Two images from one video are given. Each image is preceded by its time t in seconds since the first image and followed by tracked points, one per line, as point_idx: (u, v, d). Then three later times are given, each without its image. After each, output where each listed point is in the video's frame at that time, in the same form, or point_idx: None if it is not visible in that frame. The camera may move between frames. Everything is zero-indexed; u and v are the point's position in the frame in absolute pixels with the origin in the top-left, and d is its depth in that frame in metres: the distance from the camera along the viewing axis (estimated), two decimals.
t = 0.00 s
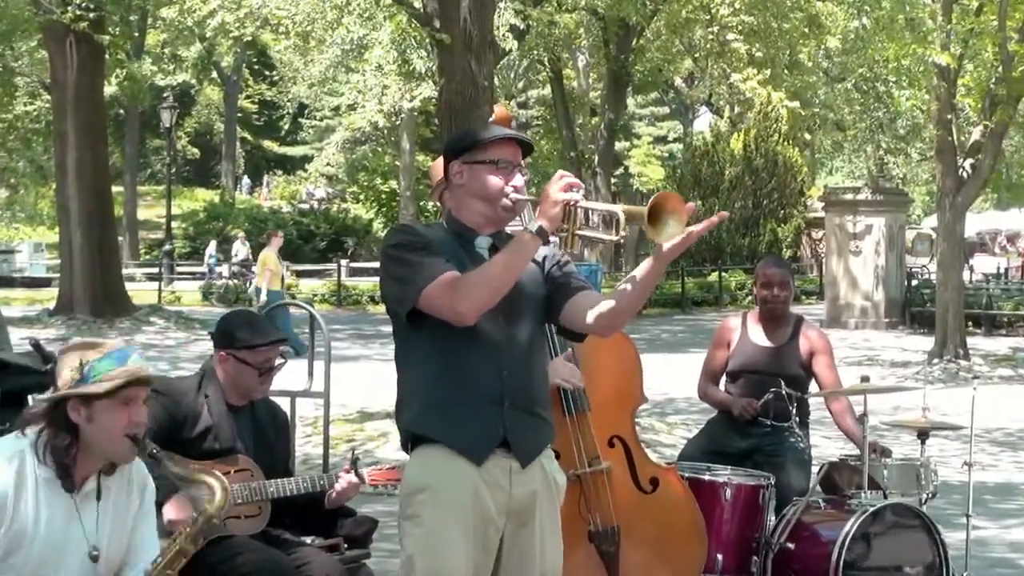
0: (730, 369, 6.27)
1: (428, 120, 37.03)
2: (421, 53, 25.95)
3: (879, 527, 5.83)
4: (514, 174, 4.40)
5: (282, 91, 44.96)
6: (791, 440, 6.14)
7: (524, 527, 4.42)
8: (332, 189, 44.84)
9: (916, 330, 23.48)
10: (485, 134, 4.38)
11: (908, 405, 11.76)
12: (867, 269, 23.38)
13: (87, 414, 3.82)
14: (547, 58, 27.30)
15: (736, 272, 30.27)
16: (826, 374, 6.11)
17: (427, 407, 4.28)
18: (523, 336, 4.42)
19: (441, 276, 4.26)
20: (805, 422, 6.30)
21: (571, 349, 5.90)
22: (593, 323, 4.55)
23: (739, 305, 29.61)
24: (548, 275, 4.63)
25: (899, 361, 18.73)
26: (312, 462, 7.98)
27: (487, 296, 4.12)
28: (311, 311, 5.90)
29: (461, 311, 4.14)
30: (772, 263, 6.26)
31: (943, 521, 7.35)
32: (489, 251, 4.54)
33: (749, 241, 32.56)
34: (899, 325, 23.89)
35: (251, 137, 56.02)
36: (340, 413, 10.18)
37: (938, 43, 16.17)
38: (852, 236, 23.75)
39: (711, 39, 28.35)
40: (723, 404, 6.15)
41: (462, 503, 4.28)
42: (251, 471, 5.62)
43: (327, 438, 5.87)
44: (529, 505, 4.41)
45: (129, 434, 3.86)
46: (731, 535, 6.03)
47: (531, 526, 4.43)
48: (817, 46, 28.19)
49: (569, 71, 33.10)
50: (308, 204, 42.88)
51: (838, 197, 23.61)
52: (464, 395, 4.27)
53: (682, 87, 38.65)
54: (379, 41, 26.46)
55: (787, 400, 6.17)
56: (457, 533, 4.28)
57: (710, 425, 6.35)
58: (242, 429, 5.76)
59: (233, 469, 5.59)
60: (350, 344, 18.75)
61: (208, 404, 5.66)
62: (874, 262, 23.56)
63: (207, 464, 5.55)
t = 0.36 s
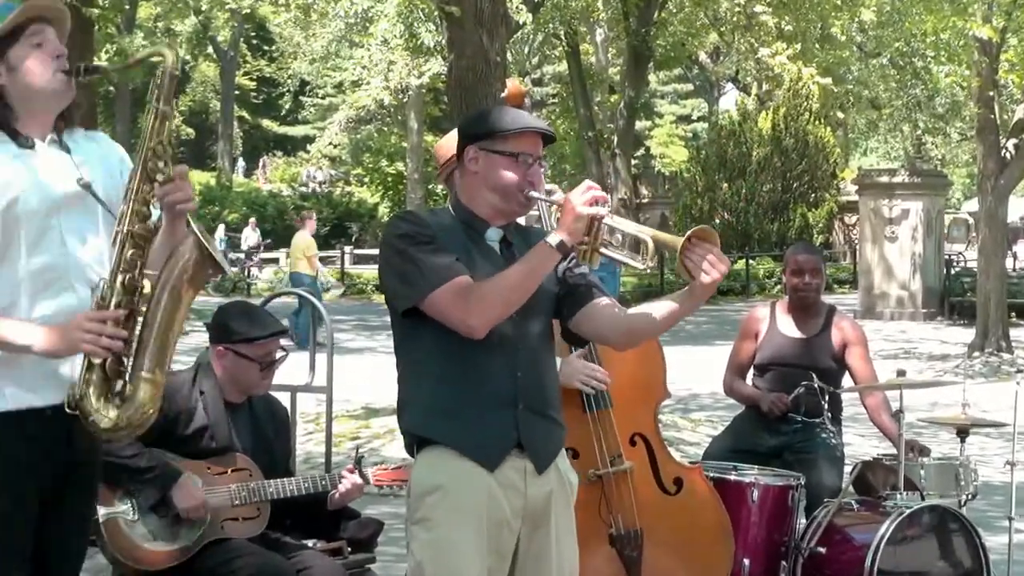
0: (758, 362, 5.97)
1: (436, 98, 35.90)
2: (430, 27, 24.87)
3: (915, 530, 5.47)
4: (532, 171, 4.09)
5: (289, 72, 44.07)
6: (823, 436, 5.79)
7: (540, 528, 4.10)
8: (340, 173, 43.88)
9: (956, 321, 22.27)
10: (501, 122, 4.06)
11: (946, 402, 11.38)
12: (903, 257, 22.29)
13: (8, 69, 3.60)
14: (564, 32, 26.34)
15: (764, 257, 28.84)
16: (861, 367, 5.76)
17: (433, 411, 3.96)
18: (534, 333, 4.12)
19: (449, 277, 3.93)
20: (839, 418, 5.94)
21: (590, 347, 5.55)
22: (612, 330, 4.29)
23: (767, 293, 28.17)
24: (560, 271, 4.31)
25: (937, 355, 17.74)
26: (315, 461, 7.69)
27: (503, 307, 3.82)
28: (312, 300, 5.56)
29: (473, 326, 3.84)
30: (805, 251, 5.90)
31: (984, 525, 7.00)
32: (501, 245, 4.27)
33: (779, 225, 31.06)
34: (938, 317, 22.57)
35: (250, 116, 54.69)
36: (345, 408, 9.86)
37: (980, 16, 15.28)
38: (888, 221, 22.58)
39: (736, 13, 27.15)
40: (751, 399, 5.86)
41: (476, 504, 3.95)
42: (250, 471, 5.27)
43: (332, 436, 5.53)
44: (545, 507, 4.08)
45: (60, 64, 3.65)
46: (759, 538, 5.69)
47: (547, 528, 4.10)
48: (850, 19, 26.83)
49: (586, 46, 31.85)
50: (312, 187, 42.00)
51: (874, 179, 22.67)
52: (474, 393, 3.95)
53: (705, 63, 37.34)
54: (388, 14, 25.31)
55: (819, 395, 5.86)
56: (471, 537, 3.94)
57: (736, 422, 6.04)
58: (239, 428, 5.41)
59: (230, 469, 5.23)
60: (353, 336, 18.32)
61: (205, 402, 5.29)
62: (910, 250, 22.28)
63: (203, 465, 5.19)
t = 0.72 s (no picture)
0: (782, 358, 5.65)
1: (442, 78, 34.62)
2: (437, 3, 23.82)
3: (951, 538, 5.13)
4: (516, 142, 3.81)
5: (283, 50, 42.72)
6: (852, 437, 5.47)
7: (545, 538, 3.83)
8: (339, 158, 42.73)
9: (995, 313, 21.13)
10: (477, 98, 3.81)
11: (984, 402, 10.99)
12: (938, 245, 20.71)
13: (25, 58, 3.23)
14: (577, 7, 25.41)
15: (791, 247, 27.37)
16: (893, 364, 5.46)
17: (432, 410, 3.71)
18: (540, 322, 3.83)
19: (443, 259, 3.68)
20: (868, 417, 5.63)
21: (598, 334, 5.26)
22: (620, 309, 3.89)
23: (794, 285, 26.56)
24: (563, 249, 3.99)
25: (974, 350, 16.45)
26: (312, 465, 7.36)
27: (499, 286, 3.54)
28: (308, 294, 5.20)
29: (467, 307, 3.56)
30: (833, 239, 5.60)
31: None
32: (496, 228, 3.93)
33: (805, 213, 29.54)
34: (975, 309, 21.33)
35: (243, 95, 53.59)
36: (343, 408, 9.49)
37: None
38: (921, 208, 20.90)
39: None
40: (776, 397, 5.53)
41: (478, 511, 3.70)
42: (240, 473, 4.91)
43: (328, 438, 5.17)
44: (551, 514, 3.82)
45: (81, 70, 3.28)
46: (784, 545, 5.34)
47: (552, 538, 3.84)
48: None
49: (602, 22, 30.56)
50: (311, 171, 40.85)
51: (907, 163, 20.86)
52: (475, 389, 3.69)
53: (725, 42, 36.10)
54: None
55: (847, 391, 5.52)
56: (473, 549, 3.70)
57: (760, 422, 5.70)
58: (229, 431, 5.05)
59: (220, 472, 4.87)
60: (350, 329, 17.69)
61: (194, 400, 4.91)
62: (946, 238, 20.77)
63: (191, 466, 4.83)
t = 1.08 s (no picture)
0: (806, 348, 5.34)
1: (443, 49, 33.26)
2: None
3: (986, 540, 4.79)
4: (505, 107, 3.63)
5: (272, 23, 41.28)
6: (881, 434, 5.14)
7: (554, 542, 3.56)
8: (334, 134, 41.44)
9: None
10: (460, 65, 3.66)
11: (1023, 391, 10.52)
12: (975, 225, 20.14)
13: (73, 320, 3.37)
14: None
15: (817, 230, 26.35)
16: (926, 355, 5.11)
17: (432, 400, 3.46)
18: (547, 302, 3.60)
19: (438, 232, 3.47)
20: (900, 411, 5.27)
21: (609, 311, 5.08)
22: (628, 266, 3.73)
23: (819, 270, 25.57)
24: (561, 221, 3.86)
25: (1011, 338, 15.94)
26: (304, 461, 7.03)
27: (501, 252, 3.33)
28: (300, 279, 4.86)
29: (469, 271, 3.34)
30: (858, 220, 5.28)
31: None
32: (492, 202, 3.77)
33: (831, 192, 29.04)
34: (1012, 293, 20.59)
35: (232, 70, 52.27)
36: (338, 402, 9.13)
37: None
38: (957, 186, 20.30)
39: None
40: (800, 389, 5.22)
41: (485, 510, 3.44)
42: (229, 472, 4.58)
43: (321, 434, 4.84)
44: (558, 513, 3.55)
45: (122, 345, 3.41)
46: (809, 547, 5.00)
47: (560, 542, 3.57)
48: None
49: None
50: (305, 148, 39.51)
51: (941, 138, 20.22)
52: (481, 373, 3.42)
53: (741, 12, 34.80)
54: None
55: (876, 384, 5.19)
56: (479, 550, 3.44)
57: (783, 414, 5.40)
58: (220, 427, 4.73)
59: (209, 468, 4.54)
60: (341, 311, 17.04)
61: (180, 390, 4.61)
62: (983, 218, 20.16)
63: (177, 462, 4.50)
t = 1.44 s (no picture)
0: (890, 341, 5.13)
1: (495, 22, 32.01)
2: None
3: None
4: (568, 83, 3.30)
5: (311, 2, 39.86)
6: (971, 433, 4.90)
7: (625, 545, 3.22)
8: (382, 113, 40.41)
9: None
10: (521, 40, 3.33)
11: None
12: None
13: (17, 117, 3.16)
14: None
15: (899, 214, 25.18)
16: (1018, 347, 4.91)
17: (491, 390, 3.11)
18: (614, 293, 3.25)
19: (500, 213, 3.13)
20: (992, 410, 5.04)
21: (686, 292, 4.74)
22: (701, 253, 3.32)
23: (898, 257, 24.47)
24: (631, 205, 3.46)
25: None
26: (354, 460, 6.71)
27: (566, 235, 3.01)
28: (348, 267, 4.57)
29: (537, 251, 3.00)
30: (945, 202, 5.09)
31: None
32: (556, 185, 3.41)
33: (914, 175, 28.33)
34: None
35: (270, 43, 50.97)
36: (387, 398, 8.82)
37: None
38: None
39: None
40: (884, 384, 5.02)
41: (549, 510, 3.09)
42: (274, 474, 4.27)
43: (372, 426, 4.62)
44: (630, 516, 3.21)
45: (77, 127, 3.20)
46: (893, 555, 4.67)
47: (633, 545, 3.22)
48: None
49: None
50: (348, 126, 38.19)
51: None
52: (545, 361, 3.09)
53: None
54: None
55: (967, 378, 4.97)
56: (544, 556, 3.09)
57: (867, 412, 5.21)
58: (264, 430, 4.42)
59: (252, 470, 4.25)
60: (385, 300, 16.53)
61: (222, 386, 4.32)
62: None
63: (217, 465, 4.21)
